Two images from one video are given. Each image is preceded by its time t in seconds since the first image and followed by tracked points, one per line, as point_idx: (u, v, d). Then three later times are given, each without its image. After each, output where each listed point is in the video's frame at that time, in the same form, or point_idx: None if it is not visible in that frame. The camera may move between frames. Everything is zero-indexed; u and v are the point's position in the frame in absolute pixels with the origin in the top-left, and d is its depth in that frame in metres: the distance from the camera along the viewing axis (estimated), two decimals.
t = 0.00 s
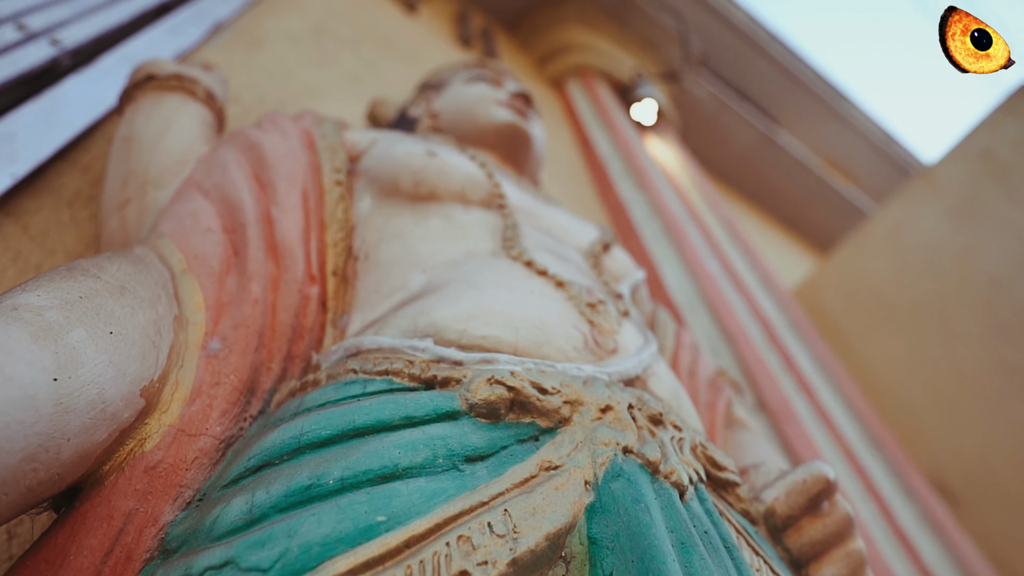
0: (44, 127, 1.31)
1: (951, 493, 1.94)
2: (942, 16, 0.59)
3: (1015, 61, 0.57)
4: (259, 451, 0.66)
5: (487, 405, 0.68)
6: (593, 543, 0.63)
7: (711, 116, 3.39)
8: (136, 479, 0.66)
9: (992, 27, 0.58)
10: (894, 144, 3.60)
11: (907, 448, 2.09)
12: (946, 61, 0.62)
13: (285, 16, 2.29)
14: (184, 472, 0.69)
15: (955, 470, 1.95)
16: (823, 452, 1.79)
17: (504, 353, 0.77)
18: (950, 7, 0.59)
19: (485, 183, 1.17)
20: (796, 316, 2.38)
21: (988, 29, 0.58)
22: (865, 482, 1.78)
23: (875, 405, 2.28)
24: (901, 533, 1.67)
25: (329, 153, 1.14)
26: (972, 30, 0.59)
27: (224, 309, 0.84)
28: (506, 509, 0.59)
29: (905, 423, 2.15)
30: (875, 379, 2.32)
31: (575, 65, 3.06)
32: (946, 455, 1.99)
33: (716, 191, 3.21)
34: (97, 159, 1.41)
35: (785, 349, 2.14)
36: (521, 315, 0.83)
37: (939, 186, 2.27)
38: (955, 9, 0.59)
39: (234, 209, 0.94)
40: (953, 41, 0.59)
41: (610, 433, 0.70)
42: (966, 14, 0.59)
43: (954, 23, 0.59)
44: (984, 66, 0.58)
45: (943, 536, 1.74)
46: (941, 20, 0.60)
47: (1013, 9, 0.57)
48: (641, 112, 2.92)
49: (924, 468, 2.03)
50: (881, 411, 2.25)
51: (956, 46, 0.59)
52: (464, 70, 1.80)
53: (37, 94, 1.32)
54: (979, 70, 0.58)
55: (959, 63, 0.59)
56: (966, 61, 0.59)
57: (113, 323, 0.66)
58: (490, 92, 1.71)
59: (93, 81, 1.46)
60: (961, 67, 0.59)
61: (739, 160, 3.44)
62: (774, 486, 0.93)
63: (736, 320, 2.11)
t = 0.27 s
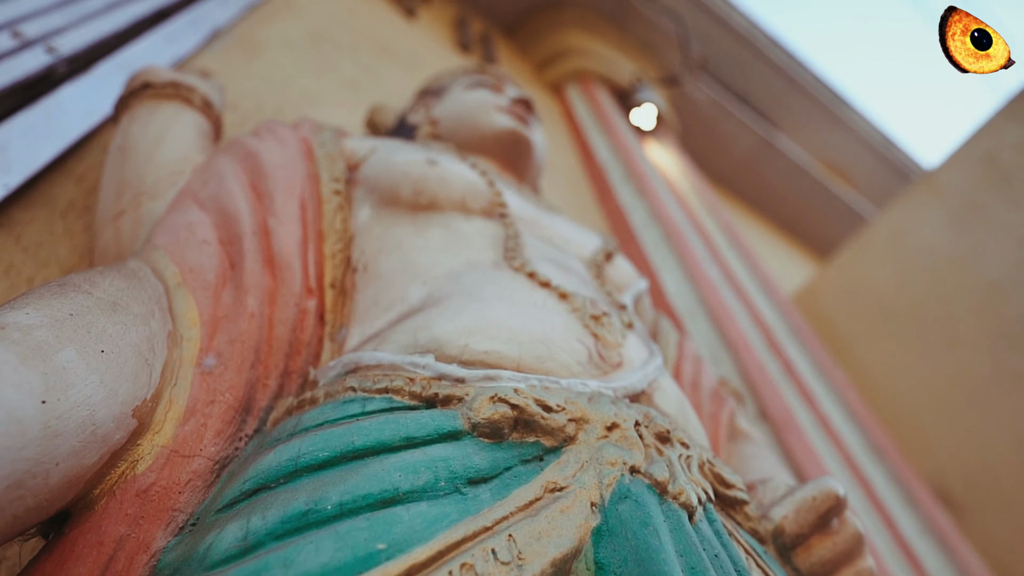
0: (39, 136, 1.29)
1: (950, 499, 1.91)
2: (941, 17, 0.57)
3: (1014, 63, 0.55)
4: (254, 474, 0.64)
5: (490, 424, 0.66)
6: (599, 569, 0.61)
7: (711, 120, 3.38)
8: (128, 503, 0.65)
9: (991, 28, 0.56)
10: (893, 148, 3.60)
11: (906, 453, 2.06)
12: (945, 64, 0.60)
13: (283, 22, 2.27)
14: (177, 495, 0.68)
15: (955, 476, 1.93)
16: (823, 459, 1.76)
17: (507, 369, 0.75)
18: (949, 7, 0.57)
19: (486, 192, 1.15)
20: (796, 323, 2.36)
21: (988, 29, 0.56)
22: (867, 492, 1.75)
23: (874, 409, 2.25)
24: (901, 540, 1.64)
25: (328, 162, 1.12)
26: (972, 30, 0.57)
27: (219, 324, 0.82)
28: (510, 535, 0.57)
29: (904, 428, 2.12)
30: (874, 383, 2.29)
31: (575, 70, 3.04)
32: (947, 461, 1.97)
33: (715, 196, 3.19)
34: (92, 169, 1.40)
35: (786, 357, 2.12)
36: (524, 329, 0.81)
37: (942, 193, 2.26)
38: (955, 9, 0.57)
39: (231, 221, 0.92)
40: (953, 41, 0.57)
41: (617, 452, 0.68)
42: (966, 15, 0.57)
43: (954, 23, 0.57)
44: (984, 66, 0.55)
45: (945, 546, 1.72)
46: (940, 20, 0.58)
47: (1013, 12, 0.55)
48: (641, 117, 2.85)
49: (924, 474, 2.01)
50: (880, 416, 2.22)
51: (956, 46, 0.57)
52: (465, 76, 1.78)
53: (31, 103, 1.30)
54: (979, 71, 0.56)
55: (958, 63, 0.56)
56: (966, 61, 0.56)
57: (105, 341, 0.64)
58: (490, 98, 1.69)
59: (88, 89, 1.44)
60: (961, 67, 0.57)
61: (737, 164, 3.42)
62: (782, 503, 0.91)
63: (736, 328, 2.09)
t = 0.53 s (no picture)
0: (32, 146, 1.26)
1: (950, 507, 1.88)
2: (942, 16, 0.60)
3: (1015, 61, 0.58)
4: (248, 500, 0.62)
5: (494, 449, 0.63)
6: None
7: (710, 126, 3.35)
8: (118, 531, 0.64)
9: (991, 27, 0.59)
10: (891, 152, 3.59)
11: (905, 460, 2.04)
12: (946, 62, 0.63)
13: (281, 28, 2.25)
14: (167, 522, 0.66)
15: (956, 484, 1.90)
16: (823, 468, 1.73)
17: (511, 390, 0.73)
18: (951, 7, 0.60)
19: (488, 204, 1.12)
20: (795, 330, 2.33)
21: (988, 29, 0.59)
22: (868, 502, 1.72)
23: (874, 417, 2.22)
24: (902, 550, 1.60)
25: (326, 173, 1.10)
26: (973, 30, 0.59)
27: (213, 343, 0.80)
28: (516, 567, 0.55)
29: (904, 436, 2.09)
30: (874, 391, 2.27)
31: (574, 75, 3.02)
32: (947, 469, 1.94)
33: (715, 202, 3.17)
34: (85, 180, 1.38)
35: (786, 366, 2.09)
36: (528, 346, 0.79)
37: (944, 198, 2.24)
38: (956, 10, 0.60)
39: (225, 234, 0.89)
40: (954, 40, 0.60)
41: (625, 476, 0.66)
42: (966, 14, 0.60)
43: (954, 22, 0.60)
44: (984, 65, 0.58)
45: (946, 556, 1.69)
46: (941, 20, 0.61)
47: (1012, 12, 0.59)
48: (641, 122, 2.90)
49: (924, 482, 1.98)
50: (880, 423, 2.19)
51: (957, 46, 0.60)
52: (465, 83, 1.77)
53: (24, 112, 1.28)
54: (979, 70, 0.59)
55: (959, 62, 0.59)
56: (967, 60, 0.59)
57: (94, 363, 0.62)
58: (491, 106, 1.67)
59: (82, 97, 1.42)
60: (961, 66, 0.59)
61: (736, 169, 3.40)
62: (792, 524, 0.89)
63: (737, 336, 2.07)
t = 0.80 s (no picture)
0: (25, 156, 1.24)
1: (952, 513, 1.86)
2: (941, 16, 0.57)
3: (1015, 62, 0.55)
4: (242, 526, 0.59)
5: (498, 473, 0.61)
6: None
7: (710, 130, 3.34)
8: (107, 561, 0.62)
9: (991, 27, 0.56)
10: (891, 155, 3.58)
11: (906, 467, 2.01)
12: (944, 62, 0.60)
13: (279, 34, 2.24)
14: (158, 548, 0.65)
15: (958, 491, 1.88)
16: (824, 476, 1.70)
17: (515, 409, 0.70)
18: (949, 7, 0.56)
19: (489, 214, 1.10)
20: (795, 334, 2.31)
21: (988, 29, 0.56)
22: (871, 511, 1.70)
23: (875, 424, 2.20)
24: (904, 558, 1.58)
25: (324, 182, 1.07)
26: (972, 30, 0.56)
27: (207, 360, 0.77)
28: None
29: (905, 442, 2.07)
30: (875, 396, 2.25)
31: (574, 80, 3.00)
32: (949, 475, 1.92)
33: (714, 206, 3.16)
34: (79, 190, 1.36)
35: (788, 374, 2.06)
36: (531, 363, 0.77)
37: (948, 200, 2.20)
38: (955, 9, 0.57)
39: (221, 247, 0.87)
40: (953, 41, 0.57)
41: (634, 500, 0.63)
42: (965, 14, 0.57)
43: (953, 23, 0.57)
44: (984, 66, 0.55)
45: (948, 565, 1.66)
46: (939, 20, 0.58)
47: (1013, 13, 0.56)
48: (641, 126, 2.90)
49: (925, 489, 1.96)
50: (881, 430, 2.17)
51: (955, 46, 0.57)
52: (465, 89, 1.75)
53: (18, 121, 1.26)
54: (979, 71, 0.56)
55: (959, 62, 0.56)
56: (966, 61, 0.56)
57: (83, 385, 0.59)
58: (491, 112, 1.65)
59: (77, 105, 1.40)
60: (961, 67, 0.56)
61: (737, 173, 3.39)
62: (803, 542, 0.87)
63: (738, 343, 2.04)
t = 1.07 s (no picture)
0: (20, 164, 1.23)
1: (952, 516, 1.84)
2: (942, 16, 0.60)
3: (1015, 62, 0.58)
4: (238, 551, 0.58)
5: (501, 495, 0.59)
6: None
7: (709, 132, 3.32)
8: None
9: (992, 27, 0.59)
10: (889, 155, 3.55)
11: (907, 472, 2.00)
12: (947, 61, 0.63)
13: (277, 39, 2.22)
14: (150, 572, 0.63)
15: (958, 494, 1.86)
16: (826, 481, 1.68)
17: (518, 428, 0.69)
18: (950, 7, 0.59)
19: (490, 223, 1.08)
20: (795, 338, 2.29)
21: (988, 29, 0.58)
22: (872, 517, 1.67)
23: (876, 429, 2.18)
24: (906, 565, 1.55)
25: (322, 191, 1.06)
26: (972, 30, 0.59)
27: (202, 377, 0.76)
28: None
29: (906, 447, 2.06)
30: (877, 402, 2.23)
31: (574, 83, 2.98)
32: (949, 478, 1.90)
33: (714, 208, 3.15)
34: (75, 199, 1.34)
35: (789, 378, 2.03)
36: (534, 379, 0.75)
37: (948, 201, 2.17)
38: (955, 10, 0.60)
39: (217, 260, 0.85)
40: (953, 41, 0.60)
41: (641, 520, 0.61)
42: (966, 14, 0.60)
43: (954, 23, 0.60)
44: (984, 65, 0.58)
45: (950, 569, 1.63)
46: (941, 20, 0.61)
47: (1011, 13, 0.58)
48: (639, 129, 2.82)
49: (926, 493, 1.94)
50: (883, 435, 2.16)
51: (956, 46, 0.60)
52: (465, 95, 1.73)
53: (12, 129, 1.24)
54: (979, 70, 0.59)
55: (959, 62, 0.59)
56: (966, 60, 0.59)
57: (69, 408, 0.57)
58: (492, 117, 1.64)
59: (72, 113, 1.39)
60: (961, 67, 0.59)
61: (736, 174, 3.38)
62: (813, 559, 0.85)
63: (739, 347, 2.02)
